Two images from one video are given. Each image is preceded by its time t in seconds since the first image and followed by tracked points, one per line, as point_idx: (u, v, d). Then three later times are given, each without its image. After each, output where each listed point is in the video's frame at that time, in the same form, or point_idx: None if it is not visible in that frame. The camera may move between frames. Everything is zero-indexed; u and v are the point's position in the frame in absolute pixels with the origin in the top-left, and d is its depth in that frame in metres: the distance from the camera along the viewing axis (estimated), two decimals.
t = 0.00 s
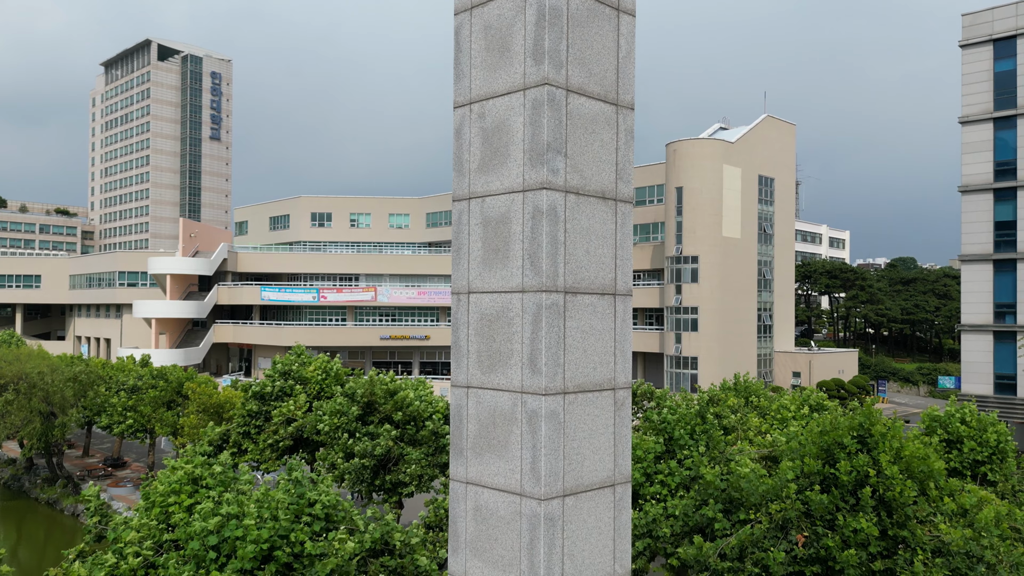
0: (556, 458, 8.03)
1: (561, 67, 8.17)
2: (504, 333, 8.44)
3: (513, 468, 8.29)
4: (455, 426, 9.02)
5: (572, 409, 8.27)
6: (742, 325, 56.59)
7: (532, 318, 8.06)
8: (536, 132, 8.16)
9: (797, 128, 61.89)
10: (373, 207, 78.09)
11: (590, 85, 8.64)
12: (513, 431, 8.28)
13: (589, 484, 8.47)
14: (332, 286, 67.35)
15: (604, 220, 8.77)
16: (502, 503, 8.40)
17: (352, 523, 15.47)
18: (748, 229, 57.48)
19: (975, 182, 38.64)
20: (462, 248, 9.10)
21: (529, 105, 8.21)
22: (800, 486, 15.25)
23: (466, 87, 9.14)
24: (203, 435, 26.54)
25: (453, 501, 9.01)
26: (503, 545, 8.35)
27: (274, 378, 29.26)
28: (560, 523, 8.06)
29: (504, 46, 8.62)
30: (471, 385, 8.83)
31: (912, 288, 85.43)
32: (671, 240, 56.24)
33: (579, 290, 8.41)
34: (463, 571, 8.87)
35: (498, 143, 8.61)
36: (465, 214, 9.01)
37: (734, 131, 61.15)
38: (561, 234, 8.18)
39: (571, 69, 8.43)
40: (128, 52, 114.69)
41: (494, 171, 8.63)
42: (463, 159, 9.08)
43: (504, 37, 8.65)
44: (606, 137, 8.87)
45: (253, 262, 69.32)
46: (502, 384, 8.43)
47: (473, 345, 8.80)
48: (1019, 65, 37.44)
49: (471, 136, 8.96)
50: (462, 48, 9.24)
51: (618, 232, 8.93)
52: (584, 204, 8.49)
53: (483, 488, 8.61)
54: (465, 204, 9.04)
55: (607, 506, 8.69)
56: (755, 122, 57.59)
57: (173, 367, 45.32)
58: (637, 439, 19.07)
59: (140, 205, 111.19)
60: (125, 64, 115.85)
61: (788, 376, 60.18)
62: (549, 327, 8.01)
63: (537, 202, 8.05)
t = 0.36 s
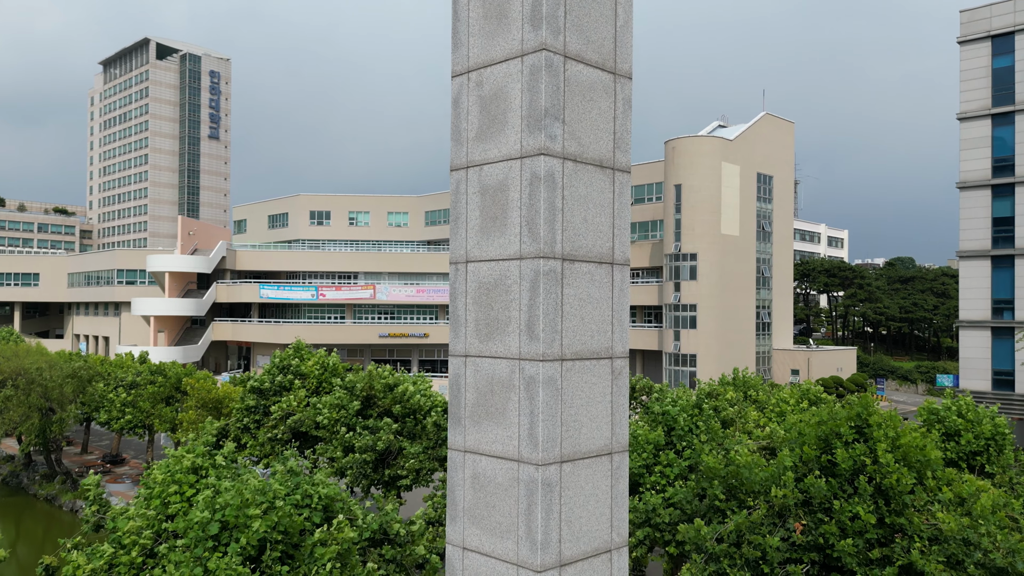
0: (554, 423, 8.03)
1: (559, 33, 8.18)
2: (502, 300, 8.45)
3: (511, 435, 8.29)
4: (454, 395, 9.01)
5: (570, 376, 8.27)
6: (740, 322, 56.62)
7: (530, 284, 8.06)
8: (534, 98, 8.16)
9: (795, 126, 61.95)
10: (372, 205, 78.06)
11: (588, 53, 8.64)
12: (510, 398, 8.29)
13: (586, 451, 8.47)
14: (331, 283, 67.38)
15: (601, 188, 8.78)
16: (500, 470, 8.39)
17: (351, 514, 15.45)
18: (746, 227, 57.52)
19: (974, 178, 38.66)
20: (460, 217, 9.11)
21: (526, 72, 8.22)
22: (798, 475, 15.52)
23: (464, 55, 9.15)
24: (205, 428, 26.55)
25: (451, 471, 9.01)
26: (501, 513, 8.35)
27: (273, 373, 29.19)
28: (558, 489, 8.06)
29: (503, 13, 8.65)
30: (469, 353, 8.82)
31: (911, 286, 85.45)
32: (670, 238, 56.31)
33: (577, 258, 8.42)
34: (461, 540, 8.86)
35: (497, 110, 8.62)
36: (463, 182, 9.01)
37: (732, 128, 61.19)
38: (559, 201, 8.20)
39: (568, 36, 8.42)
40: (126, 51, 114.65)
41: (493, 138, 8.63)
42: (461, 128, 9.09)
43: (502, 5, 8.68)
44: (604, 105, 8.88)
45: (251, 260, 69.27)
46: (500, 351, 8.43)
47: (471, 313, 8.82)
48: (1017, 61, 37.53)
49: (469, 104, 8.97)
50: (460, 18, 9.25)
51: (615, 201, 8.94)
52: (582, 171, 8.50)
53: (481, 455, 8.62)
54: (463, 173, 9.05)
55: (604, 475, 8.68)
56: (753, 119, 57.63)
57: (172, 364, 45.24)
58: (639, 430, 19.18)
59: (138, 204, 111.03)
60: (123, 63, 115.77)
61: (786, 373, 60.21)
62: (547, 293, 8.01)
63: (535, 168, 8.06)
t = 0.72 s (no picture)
0: (555, 399, 8.07)
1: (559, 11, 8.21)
2: (503, 278, 8.47)
3: (512, 411, 8.31)
4: (455, 373, 9.04)
5: (570, 353, 8.31)
6: (740, 320, 56.64)
7: (531, 262, 8.10)
8: (535, 76, 8.19)
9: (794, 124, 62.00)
10: (371, 204, 78.03)
11: (588, 32, 8.67)
12: (511, 374, 8.33)
13: (587, 428, 8.51)
14: (330, 282, 67.42)
15: (602, 167, 8.81)
16: (500, 447, 8.43)
17: (351, 507, 15.47)
18: (745, 224, 57.55)
19: (972, 174, 38.73)
20: (461, 197, 9.14)
21: (527, 50, 8.25)
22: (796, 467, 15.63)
23: (465, 36, 9.18)
24: (206, 423, 26.51)
25: (452, 449, 9.04)
26: (502, 489, 8.38)
27: (272, 369, 29.21)
28: (559, 464, 8.09)
29: None
30: (471, 332, 8.85)
31: (910, 284, 85.49)
32: (669, 235, 56.41)
33: (578, 236, 8.45)
34: (462, 517, 8.87)
35: (497, 90, 8.66)
36: (464, 162, 9.04)
37: (731, 126, 61.21)
38: (559, 178, 8.23)
39: (569, 15, 8.45)
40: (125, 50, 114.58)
41: (494, 117, 8.67)
42: (462, 108, 9.13)
43: None
44: (604, 85, 8.90)
45: (250, 258, 69.20)
46: (501, 329, 8.46)
47: (472, 291, 8.86)
48: (1015, 58, 37.61)
49: (470, 84, 9.01)
50: None
51: (616, 180, 8.98)
52: (583, 149, 8.52)
53: (483, 432, 8.65)
54: (464, 153, 9.08)
55: (604, 452, 8.72)
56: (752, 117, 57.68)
57: (171, 361, 45.22)
58: (640, 424, 19.36)
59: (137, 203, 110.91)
60: (122, 62, 115.68)
61: (786, 371, 60.28)
62: (548, 270, 8.05)
63: (536, 146, 8.09)
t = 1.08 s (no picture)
0: (559, 377, 8.10)
1: None
2: (507, 257, 8.50)
3: (516, 389, 8.34)
4: (459, 353, 9.06)
5: (574, 332, 8.34)
6: (739, 318, 56.70)
7: (535, 241, 8.13)
8: (539, 55, 8.23)
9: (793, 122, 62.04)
10: (371, 202, 78.01)
11: (592, 12, 8.70)
12: (516, 353, 8.34)
13: (591, 407, 8.55)
14: (329, 280, 67.46)
15: (606, 147, 8.85)
16: (505, 426, 8.45)
17: (353, 501, 15.50)
18: (744, 222, 57.59)
19: (972, 171, 38.78)
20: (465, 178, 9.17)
21: (531, 29, 8.28)
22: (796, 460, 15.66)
23: (469, 17, 9.21)
24: (206, 419, 26.46)
25: (456, 429, 9.05)
26: (507, 467, 8.40)
27: (273, 364, 29.19)
28: (563, 442, 8.13)
29: None
30: (475, 312, 8.87)
31: (909, 282, 85.52)
32: (669, 233, 56.49)
33: (581, 215, 8.49)
34: (466, 496, 8.89)
35: (502, 70, 8.69)
36: (469, 143, 9.08)
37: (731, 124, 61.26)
38: (563, 157, 8.26)
39: None
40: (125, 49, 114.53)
41: (497, 98, 8.70)
42: (466, 89, 9.15)
43: None
44: (608, 65, 8.94)
45: (250, 256, 69.17)
46: (505, 308, 8.48)
47: (476, 271, 8.89)
48: (1015, 55, 37.65)
49: (474, 65, 9.03)
50: None
51: (620, 161, 9.03)
52: (586, 129, 8.56)
53: (487, 412, 8.67)
54: (468, 134, 9.10)
55: (608, 432, 8.76)
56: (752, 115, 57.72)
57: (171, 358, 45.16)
58: (639, 416, 19.61)
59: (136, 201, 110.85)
60: (122, 61, 115.62)
61: (785, 368, 60.36)
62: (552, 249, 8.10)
63: (541, 125, 8.13)
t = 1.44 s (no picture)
0: (563, 351, 8.13)
1: None
2: (511, 232, 8.53)
3: (521, 362, 8.36)
4: (464, 329, 9.08)
5: (579, 306, 8.36)
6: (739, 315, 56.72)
7: (540, 215, 8.17)
8: (544, 29, 8.27)
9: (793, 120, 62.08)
10: (371, 201, 78.04)
11: None
12: (520, 327, 8.36)
13: (594, 381, 8.56)
14: (329, 278, 67.52)
15: (610, 123, 8.86)
16: (509, 400, 8.47)
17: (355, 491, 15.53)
18: (744, 220, 57.63)
19: (971, 168, 38.83)
20: (469, 155, 9.20)
21: (536, 4, 8.30)
22: (796, 452, 15.70)
23: None
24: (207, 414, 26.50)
25: (460, 405, 9.07)
26: (511, 441, 8.42)
27: (273, 360, 29.15)
28: (567, 415, 8.16)
29: None
30: (479, 287, 8.89)
31: (909, 281, 85.54)
32: (669, 231, 56.55)
33: (585, 189, 8.52)
34: (470, 471, 8.91)
35: (506, 45, 8.72)
36: (473, 119, 9.11)
37: (731, 122, 61.28)
38: (568, 131, 8.29)
39: None
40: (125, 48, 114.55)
41: (502, 73, 8.74)
42: (470, 66, 9.18)
43: None
44: (612, 41, 8.97)
45: (250, 255, 69.14)
46: (509, 283, 8.50)
47: (480, 246, 8.91)
48: (1015, 51, 37.68)
49: (478, 41, 9.06)
50: None
51: (623, 137, 9.05)
52: (590, 104, 8.58)
53: (491, 386, 8.69)
54: (473, 110, 9.13)
55: (611, 407, 8.76)
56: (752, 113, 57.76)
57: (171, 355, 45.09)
58: (639, 409, 19.78)
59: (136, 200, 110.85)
60: (122, 60, 115.58)
61: (785, 367, 60.39)
62: (556, 223, 8.13)
63: (545, 98, 8.16)
